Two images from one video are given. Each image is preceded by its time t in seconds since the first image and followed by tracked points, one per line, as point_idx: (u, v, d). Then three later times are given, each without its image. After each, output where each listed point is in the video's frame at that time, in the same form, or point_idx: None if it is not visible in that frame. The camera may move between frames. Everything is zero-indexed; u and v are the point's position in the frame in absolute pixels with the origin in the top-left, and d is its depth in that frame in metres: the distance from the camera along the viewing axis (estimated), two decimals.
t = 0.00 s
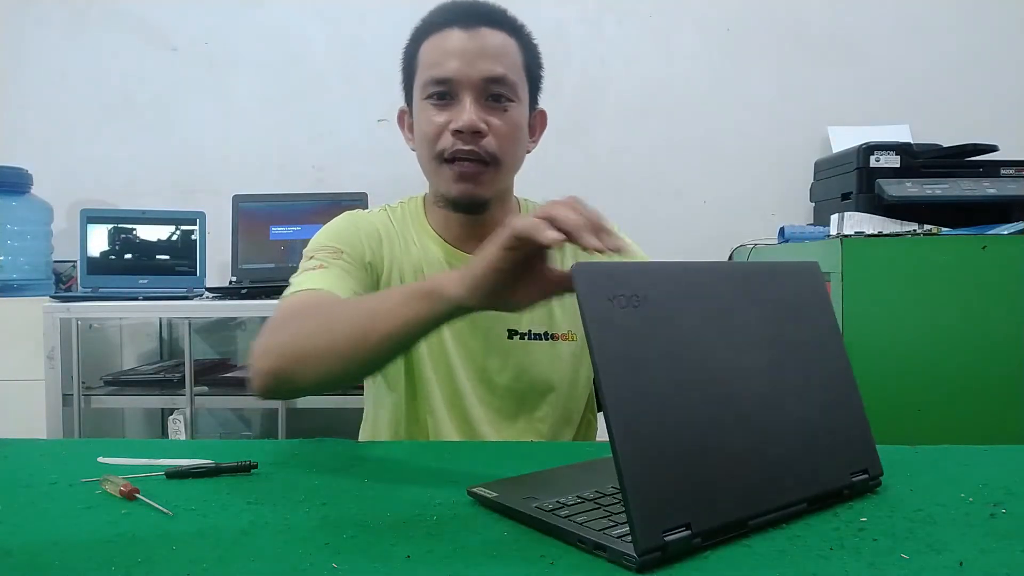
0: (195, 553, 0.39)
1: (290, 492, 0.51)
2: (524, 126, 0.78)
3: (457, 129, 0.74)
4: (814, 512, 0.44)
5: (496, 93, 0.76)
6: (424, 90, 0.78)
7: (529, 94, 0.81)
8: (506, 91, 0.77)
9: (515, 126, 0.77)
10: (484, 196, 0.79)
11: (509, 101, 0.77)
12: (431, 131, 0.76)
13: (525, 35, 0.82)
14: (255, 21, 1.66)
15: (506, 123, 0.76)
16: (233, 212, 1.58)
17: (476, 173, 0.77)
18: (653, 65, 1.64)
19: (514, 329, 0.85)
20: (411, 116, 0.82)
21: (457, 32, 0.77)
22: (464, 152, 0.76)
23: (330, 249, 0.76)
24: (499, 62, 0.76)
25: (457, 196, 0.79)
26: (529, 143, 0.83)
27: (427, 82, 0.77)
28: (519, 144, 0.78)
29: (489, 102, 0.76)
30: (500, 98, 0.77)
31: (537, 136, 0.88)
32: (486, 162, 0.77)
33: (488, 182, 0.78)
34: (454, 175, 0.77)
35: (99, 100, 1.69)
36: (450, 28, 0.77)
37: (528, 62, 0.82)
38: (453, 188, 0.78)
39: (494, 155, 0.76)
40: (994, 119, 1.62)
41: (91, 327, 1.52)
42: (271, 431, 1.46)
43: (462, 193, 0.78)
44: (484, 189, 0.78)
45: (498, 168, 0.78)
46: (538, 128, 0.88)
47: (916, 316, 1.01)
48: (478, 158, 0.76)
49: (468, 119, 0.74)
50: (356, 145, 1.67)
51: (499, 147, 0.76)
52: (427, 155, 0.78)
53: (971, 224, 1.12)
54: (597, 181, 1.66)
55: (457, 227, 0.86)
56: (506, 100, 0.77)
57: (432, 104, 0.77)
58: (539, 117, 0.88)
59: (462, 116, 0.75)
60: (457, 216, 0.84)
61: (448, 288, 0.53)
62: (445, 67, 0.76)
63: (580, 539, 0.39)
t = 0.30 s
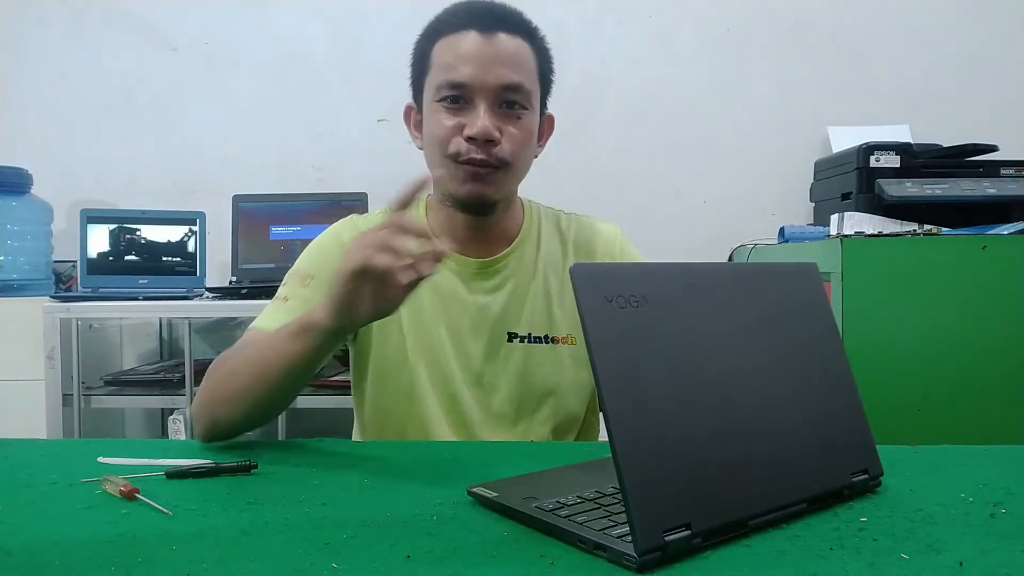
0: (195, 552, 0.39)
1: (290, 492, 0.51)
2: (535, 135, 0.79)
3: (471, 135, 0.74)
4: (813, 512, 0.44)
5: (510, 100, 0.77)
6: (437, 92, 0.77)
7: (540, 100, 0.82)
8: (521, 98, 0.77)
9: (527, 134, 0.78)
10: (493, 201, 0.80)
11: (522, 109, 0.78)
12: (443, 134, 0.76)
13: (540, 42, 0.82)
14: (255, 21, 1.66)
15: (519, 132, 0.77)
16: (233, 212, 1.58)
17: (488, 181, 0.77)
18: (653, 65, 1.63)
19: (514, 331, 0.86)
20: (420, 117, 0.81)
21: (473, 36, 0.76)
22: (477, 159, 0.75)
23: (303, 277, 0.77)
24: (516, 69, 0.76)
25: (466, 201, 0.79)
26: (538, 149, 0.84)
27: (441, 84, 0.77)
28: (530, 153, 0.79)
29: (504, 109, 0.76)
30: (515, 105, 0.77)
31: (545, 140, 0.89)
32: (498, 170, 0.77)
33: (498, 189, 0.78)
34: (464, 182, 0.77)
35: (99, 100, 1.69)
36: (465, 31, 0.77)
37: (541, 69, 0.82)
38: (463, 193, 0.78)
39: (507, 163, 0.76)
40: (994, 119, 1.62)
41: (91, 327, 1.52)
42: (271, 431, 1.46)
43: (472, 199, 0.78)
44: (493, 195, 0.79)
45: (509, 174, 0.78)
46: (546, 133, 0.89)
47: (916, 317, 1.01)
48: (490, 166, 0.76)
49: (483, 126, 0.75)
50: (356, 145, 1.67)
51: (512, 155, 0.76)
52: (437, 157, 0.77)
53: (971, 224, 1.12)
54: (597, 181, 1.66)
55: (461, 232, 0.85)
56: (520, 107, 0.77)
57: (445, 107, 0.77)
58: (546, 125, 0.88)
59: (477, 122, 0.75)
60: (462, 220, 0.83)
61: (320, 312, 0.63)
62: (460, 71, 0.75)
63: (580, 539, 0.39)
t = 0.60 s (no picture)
0: (195, 553, 0.39)
1: (290, 492, 0.51)
2: (517, 124, 0.78)
3: (454, 120, 0.74)
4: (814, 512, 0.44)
5: (492, 88, 0.76)
6: (418, 80, 0.76)
7: (521, 92, 0.81)
8: (503, 87, 0.76)
9: (510, 122, 0.77)
10: (476, 190, 0.78)
11: (504, 97, 0.77)
12: (425, 122, 0.75)
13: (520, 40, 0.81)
14: (255, 21, 1.66)
15: (501, 120, 0.76)
16: (233, 212, 1.58)
17: (470, 168, 0.76)
18: (653, 65, 1.63)
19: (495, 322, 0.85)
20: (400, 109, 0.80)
21: (454, 24, 0.76)
22: (460, 145, 0.74)
23: (284, 279, 0.78)
24: (497, 56, 0.76)
25: (447, 190, 0.77)
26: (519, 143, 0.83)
27: (422, 72, 0.76)
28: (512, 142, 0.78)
29: (486, 97, 0.76)
30: (497, 93, 0.76)
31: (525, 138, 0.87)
32: (480, 157, 0.76)
33: (481, 177, 0.78)
34: (447, 168, 0.76)
35: (99, 100, 1.69)
36: (446, 19, 0.76)
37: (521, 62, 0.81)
38: (446, 180, 0.77)
39: (489, 149, 0.75)
40: (994, 119, 1.62)
41: (91, 327, 1.52)
42: (272, 431, 1.46)
43: (455, 187, 0.77)
44: (476, 184, 0.78)
45: (491, 162, 0.77)
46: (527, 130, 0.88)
47: (915, 316, 1.01)
48: (473, 153, 0.75)
49: (466, 111, 0.74)
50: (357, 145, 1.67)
51: (494, 142, 0.75)
52: (418, 146, 0.76)
53: (971, 224, 1.12)
54: (597, 181, 1.66)
55: (442, 224, 0.83)
56: (502, 96, 0.76)
57: (426, 95, 0.76)
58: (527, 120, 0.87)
59: (459, 108, 0.74)
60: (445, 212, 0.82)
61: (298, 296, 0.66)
62: (442, 58, 0.74)
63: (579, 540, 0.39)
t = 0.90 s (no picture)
0: (195, 553, 0.39)
1: (290, 492, 0.51)
2: (502, 112, 0.77)
3: (438, 104, 0.72)
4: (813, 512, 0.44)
5: (477, 75, 0.75)
6: (402, 70, 0.76)
7: (508, 83, 0.80)
8: (488, 74, 0.76)
9: (496, 109, 0.76)
10: (461, 177, 0.75)
11: (489, 85, 0.76)
12: (408, 108, 0.74)
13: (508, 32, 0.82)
14: (256, 22, 1.66)
15: (486, 105, 0.74)
16: (233, 213, 1.58)
17: (456, 152, 0.74)
18: (654, 65, 1.63)
19: (484, 317, 0.83)
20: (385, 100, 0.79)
21: (437, 11, 0.75)
22: (444, 128, 0.73)
23: (275, 272, 0.79)
24: (480, 42, 0.75)
25: (433, 176, 0.75)
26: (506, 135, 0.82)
27: (405, 60, 0.75)
28: (498, 129, 0.76)
29: (470, 83, 0.75)
30: (482, 80, 0.75)
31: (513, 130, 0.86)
32: (466, 141, 0.74)
33: (468, 161, 0.75)
34: (431, 153, 0.74)
35: (100, 100, 1.69)
36: (429, 8, 0.76)
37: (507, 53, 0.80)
38: (431, 165, 0.74)
39: (475, 134, 0.74)
40: (994, 119, 1.62)
41: (90, 327, 1.52)
42: (272, 431, 1.46)
43: (441, 173, 0.74)
44: (463, 169, 0.75)
45: (478, 148, 0.75)
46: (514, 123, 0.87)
47: (915, 317, 1.01)
48: (459, 138, 0.73)
49: (450, 96, 0.73)
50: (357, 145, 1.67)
51: (480, 127, 0.74)
52: (402, 131, 0.75)
53: (971, 224, 1.12)
54: (598, 182, 1.66)
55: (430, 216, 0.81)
56: (487, 83, 0.76)
57: (411, 82, 0.75)
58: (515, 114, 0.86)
59: (443, 93, 0.73)
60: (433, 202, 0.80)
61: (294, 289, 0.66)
62: (426, 45, 0.74)
63: (580, 540, 0.39)
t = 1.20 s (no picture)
0: (195, 552, 0.39)
1: (290, 493, 0.51)
2: (503, 98, 0.76)
3: (433, 98, 0.72)
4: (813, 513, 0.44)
5: (472, 62, 0.74)
6: (396, 67, 0.75)
7: (509, 68, 0.79)
8: (484, 60, 0.75)
9: (495, 98, 0.75)
10: (466, 174, 0.74)
11: (487, 71, 0.75)
12: (405, 105, 0.74)
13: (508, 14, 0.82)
14: (255, 22, 1.66)
15: (483, 94, 0.73)
16: (233, 212, 1.58)
17: (458, 150, 0.73)
18: (654, 65, 1.63)
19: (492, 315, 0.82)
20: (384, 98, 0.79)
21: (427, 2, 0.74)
22: (442, 122, 0.72)
23: (277, 264, 0.78)
24: (472, 28, 0.74)
25: (437, 176, 0.74)
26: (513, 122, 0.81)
27: (397, 55, 0.75)
28: (500, 117, 0.75)
29: (465, 72, 0.74)
30: (478, 67, 0.74)
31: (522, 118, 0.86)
32: (468, 136, 0.73)
33: (472, 158, 0.74)
34: (434, 152, 0.73)
35: (100, 99, 1.69)
36: None
37: (506, 35, 0.79)
38: (435, 166, 0.73)
39: (475, 126, 0.73)
40: (994, 120, 1.62)
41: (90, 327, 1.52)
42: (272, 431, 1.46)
43: (444, 172, 0.74)
44: (468, 167, 0.74)
45: (481, 140, 0.74)
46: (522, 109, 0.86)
47: (916, 317, 1.01)
48: (459, 133, 0.73)
49: (444, 88, 0.72)
50: (358, 145, 1.67)
51: (479, 117, 0.73)
52: (402, 133, 0.75)
53: (971, 224, 1.12)
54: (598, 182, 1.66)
55: (436, 215, 0.81)
56: (483, 69, 0.75)
57: (404, 79, 0.74)
58: (523, 99, 0.86)
59: (437, 86, 0.72)
60: (440, 203, 0.79)
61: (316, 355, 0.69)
62: (416, 37, 0.73)
63: (580, 541, 0.39)
